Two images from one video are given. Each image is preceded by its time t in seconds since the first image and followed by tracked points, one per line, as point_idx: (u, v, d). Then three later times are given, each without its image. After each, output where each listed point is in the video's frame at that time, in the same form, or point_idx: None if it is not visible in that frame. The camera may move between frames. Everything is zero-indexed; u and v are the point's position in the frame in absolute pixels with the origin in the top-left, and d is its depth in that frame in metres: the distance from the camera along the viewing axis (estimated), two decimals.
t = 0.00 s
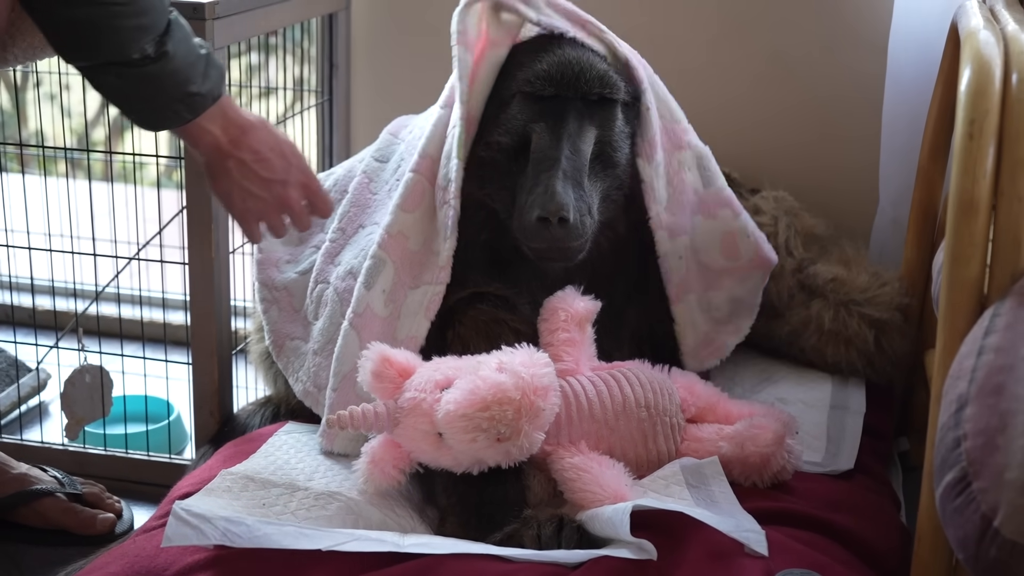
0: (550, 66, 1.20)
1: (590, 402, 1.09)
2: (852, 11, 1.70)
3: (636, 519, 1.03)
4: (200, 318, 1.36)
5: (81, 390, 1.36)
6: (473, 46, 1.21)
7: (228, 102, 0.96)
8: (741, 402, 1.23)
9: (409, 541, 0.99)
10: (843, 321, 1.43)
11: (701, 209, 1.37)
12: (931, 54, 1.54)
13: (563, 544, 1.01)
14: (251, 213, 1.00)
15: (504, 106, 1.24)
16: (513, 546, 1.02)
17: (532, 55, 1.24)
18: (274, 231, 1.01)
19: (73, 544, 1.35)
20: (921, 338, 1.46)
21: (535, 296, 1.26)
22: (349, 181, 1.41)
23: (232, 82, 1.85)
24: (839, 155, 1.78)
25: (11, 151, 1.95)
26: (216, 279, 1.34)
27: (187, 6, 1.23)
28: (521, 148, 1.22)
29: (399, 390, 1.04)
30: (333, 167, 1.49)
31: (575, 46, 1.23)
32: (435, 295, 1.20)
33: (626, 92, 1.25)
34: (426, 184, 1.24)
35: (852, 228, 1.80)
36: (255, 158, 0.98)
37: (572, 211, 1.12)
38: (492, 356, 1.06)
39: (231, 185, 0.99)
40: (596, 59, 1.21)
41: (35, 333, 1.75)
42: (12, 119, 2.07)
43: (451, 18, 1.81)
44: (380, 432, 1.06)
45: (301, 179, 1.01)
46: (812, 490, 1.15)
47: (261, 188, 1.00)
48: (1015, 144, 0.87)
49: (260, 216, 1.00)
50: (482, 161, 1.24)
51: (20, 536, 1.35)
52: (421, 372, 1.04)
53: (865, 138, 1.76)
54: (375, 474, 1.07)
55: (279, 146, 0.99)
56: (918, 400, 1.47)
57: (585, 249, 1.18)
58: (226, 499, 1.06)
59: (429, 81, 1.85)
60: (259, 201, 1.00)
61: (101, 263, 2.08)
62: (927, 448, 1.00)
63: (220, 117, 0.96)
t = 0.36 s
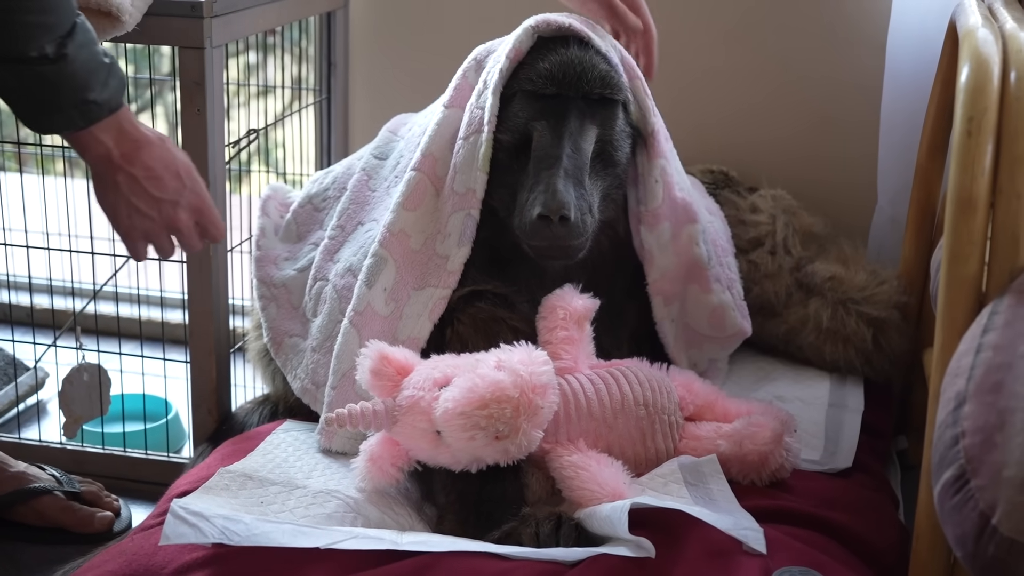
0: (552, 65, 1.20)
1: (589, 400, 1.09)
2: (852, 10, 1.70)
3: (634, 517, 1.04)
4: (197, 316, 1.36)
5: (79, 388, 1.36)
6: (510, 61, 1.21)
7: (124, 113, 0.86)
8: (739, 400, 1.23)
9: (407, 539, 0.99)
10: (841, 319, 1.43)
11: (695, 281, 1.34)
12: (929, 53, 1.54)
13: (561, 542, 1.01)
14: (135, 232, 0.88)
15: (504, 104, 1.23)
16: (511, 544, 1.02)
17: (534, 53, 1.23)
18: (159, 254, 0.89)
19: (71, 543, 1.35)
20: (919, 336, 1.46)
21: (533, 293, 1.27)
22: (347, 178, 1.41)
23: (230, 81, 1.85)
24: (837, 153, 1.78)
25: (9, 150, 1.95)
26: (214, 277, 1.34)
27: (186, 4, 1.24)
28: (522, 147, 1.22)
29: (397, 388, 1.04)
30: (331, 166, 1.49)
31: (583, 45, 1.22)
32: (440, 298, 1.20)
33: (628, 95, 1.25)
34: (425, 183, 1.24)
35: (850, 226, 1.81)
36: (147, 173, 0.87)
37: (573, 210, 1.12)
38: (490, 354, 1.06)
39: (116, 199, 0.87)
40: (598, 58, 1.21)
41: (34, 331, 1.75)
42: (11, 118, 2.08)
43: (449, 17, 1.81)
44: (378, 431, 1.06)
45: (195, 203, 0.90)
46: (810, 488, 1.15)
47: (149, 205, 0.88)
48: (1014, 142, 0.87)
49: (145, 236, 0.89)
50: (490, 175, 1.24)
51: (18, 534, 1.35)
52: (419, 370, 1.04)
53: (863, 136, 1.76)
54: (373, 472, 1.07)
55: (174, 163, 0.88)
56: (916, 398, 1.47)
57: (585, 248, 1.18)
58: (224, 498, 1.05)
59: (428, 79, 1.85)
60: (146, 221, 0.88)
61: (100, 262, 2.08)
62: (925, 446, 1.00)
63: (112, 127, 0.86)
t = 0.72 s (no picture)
0: (548, 62, 1.20)
1: (585, 396, 1.09)
2: (848, 6, 1.70)
3: (630, 512, 1.04)
4: (193, 313, 1.36)
5: (75, 386, 1.35)
6: (505, 57, 1.21)
7: (74, 104, 0.91)
8: (735, 395, 1.23)
9: (403, 535, 0.99)
10: (837, 314, 1.43)
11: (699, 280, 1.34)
12: (925, 48, 1.54)
13: (558, 537, 1.01)
14: (86, 225, 0.93)
15: (500, 100, 1.23)
16: (508, 539, 1.03)
17: (530, 50, 1.23)
18: (111, 246, 0.94)
19: (68, 540, 1.35)
20: (915, 332, 1.46)
21: (529, 290, 1.27)
22: (344, 175, 1.41)
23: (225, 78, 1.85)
24: (833, 149, 1.78)
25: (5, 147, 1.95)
26: (210, 274, 1.34)
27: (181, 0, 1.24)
28: (518, 144, 1.22)
29: (393, 384, 1.04)
30: (326, 162, 1.49)
31: (578, 42, 1.22)
32: (436, 295, 1.20)
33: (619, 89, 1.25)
34: (422, 179, 1.24)
35: (846, 222, 1.80)
36: (97, 166, 0.92)
37: (568, 207, 1.12)
38: (486, 350, 1.06)
39: (67, 191, 0.92)
40: (594, 55, 1.21)
41: (31, 329, 1.75)
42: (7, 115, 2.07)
43: (444, 14, 1.80)
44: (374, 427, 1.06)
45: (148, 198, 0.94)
46: (806, 483, 1.15)
47: (100, 198, 0.93)
48: (1009, 137, 0.87)
49: (95, 229, 0.93)
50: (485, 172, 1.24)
51: (15, 531, 1.35)
52: (415, 366, 1.05)
53: (859, 132, 1.76)
54: (369, 468, 1.07)
55: (126, 156, 0.93)
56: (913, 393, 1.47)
57: (580, 245, 1.18)
58: (220, 494, 1.05)
59: (423, 76, 1.84)
60: (97, 214, 0.93)
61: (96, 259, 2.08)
62: (920, 440, 1.00)
63: (62, 118, 0.91)
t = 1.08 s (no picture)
0: (546, 58, 1.19)
1: (583, 391, 1.09)
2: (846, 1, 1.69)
3: (628, 508, 1.04)
4: (190, 310, 1.35)
5: (72, 383, 1.35)
6: (503, 53, 1.21)
7: (16, 32, 0.87)
8: (733, 391, 1.23)
9: (401, 531, 0.99)
10: (835, 310, 1.43)
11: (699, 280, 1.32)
12: (922, 43, 1.54)
13: (555, 533, 1.01)
14: (31, 165, 0.88)
15: (498, 96, 1.23)
16: (506, 535, 1.03)
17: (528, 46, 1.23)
18: (57, 190, 0.88)
19: (67, 537, 1.35)
20: (913, 327, 1.46)
21: (527, 286, 1.27)
22: (341, 171, 1.40)
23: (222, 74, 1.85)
24: (831, 145, 1.78)
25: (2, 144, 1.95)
26: (207, 271, 1.34)
27: None
28: (515, 140, 1.22)
29: (391, 380, 1.04)
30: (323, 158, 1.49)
31: (577, 40, 1.21)
32: (434, 291, 1.20)
33: (619, 89, 1.25)
34: (419, 175, 1.23)
35: (844, 217, 1.80)
36: (43, 100, 0.88)
37: (566, 203, 1.12)
38: (483, 346, 1.05)
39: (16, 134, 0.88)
40: (592, 51, 1.20)
41: (28, 326, 1.75)
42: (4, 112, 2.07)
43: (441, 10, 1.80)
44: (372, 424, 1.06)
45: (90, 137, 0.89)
46: (804, 479, 1.15)
47: (46, 135, 0.88)
48: (1006, 132, 0.87)
49: (41, 170, 0.88)
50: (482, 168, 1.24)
51: (12, 528, 1.35)
52: (413, 362, 1.04)
53: (857, 128, 1.76)
54: (367, 465, 1.07)
55: (76, 92, 0.89)
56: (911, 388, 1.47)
57: (578, 242, 1.18)
58: (217, 491, 1.05)
59: (421, 72, 1.84)
60: (43, 153, 0.88)
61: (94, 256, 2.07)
62: (918, 435, 1.00)
63: (3, 45, 0.86)
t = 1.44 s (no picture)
0: (540, 55, 1.19)
1: (578, 388, 1.08)
2: None
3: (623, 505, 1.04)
4: (185, 307, 1.35)
5: (67, 381, 1.35)
6: (497, 50, 1.20)
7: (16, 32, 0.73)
8: (728, 387, 1.22)
9: (397, 528, 0.99)
10: (831, 306, 1.43)
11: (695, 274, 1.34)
12: (917, 40, 1.54)
13: (551, 531, 1.01)
14: (61, 149, 0.77)
15: (491, 94, 1.23)
16: (502, 533, 1.02)
17: (521, 42, 1.22)
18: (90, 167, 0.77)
19: (63, 536, 1.35)
20: (908, 322, 1.46)
21: (522, 283, 1.27)
22: (336, 168, 1.40)
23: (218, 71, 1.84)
24: (826, 141, 1.77)
25: None
26: (201, 269, 1.33)
27: None
28: (509, 138, 1.21)
29: (386, 377, 1.04)
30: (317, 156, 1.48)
31: (571, 37, 1.20)
32: (429, 288, 1.20)
33: (613, 85, 1.24)
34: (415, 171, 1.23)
35: (839, 214, 1.80)
36: (58, 86, 0.75)
37: (560, 200, 1.11)
38: (479, 343, 1.05)
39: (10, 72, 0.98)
40: (586, 48, 1.20)
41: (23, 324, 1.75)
42: None
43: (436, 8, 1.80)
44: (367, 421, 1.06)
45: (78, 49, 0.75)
46: (799, 475, 1.15)
47: (68, 123, 0.76)
48: (1000, 128, 0.87)
49: (73, 153, 0.77)
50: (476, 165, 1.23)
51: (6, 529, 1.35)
52: (407, 359, 1.04)
53: (853, 123, 1.76)
54: (362, 462, 1.07)
55: (88, 71, 0.76)
56: (907, 384, 1.47)
57: (572, 239, 1.18)
58: (212, 489, 1.05)
59: (416, 69, 1.84)
60: (69, 136, 0.76)
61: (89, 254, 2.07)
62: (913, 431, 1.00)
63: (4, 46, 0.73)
